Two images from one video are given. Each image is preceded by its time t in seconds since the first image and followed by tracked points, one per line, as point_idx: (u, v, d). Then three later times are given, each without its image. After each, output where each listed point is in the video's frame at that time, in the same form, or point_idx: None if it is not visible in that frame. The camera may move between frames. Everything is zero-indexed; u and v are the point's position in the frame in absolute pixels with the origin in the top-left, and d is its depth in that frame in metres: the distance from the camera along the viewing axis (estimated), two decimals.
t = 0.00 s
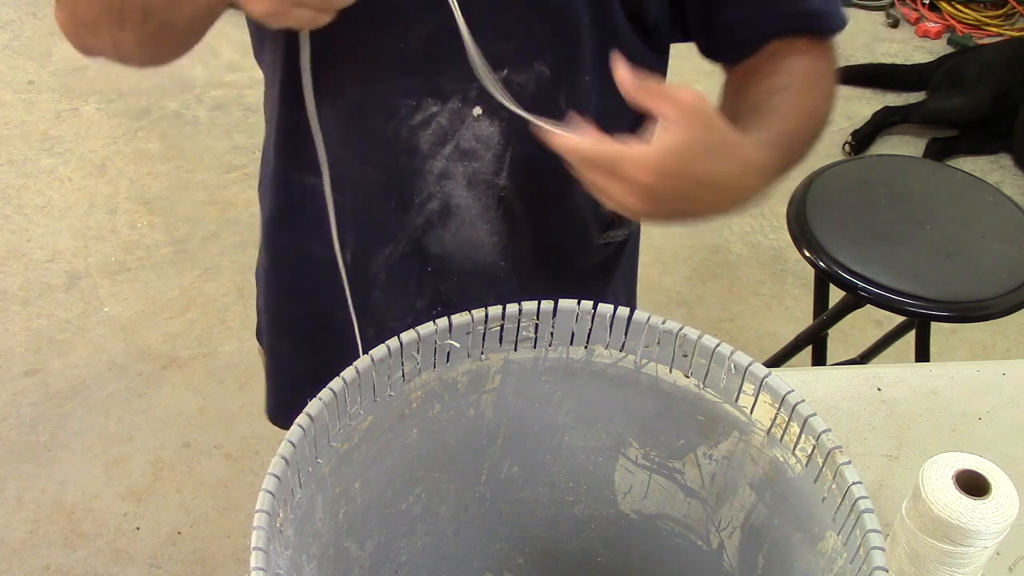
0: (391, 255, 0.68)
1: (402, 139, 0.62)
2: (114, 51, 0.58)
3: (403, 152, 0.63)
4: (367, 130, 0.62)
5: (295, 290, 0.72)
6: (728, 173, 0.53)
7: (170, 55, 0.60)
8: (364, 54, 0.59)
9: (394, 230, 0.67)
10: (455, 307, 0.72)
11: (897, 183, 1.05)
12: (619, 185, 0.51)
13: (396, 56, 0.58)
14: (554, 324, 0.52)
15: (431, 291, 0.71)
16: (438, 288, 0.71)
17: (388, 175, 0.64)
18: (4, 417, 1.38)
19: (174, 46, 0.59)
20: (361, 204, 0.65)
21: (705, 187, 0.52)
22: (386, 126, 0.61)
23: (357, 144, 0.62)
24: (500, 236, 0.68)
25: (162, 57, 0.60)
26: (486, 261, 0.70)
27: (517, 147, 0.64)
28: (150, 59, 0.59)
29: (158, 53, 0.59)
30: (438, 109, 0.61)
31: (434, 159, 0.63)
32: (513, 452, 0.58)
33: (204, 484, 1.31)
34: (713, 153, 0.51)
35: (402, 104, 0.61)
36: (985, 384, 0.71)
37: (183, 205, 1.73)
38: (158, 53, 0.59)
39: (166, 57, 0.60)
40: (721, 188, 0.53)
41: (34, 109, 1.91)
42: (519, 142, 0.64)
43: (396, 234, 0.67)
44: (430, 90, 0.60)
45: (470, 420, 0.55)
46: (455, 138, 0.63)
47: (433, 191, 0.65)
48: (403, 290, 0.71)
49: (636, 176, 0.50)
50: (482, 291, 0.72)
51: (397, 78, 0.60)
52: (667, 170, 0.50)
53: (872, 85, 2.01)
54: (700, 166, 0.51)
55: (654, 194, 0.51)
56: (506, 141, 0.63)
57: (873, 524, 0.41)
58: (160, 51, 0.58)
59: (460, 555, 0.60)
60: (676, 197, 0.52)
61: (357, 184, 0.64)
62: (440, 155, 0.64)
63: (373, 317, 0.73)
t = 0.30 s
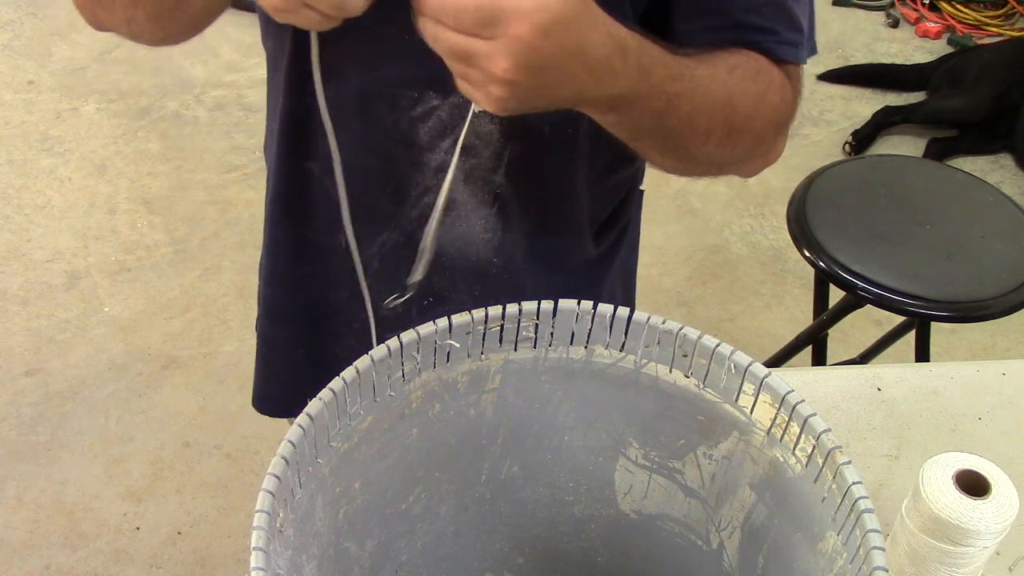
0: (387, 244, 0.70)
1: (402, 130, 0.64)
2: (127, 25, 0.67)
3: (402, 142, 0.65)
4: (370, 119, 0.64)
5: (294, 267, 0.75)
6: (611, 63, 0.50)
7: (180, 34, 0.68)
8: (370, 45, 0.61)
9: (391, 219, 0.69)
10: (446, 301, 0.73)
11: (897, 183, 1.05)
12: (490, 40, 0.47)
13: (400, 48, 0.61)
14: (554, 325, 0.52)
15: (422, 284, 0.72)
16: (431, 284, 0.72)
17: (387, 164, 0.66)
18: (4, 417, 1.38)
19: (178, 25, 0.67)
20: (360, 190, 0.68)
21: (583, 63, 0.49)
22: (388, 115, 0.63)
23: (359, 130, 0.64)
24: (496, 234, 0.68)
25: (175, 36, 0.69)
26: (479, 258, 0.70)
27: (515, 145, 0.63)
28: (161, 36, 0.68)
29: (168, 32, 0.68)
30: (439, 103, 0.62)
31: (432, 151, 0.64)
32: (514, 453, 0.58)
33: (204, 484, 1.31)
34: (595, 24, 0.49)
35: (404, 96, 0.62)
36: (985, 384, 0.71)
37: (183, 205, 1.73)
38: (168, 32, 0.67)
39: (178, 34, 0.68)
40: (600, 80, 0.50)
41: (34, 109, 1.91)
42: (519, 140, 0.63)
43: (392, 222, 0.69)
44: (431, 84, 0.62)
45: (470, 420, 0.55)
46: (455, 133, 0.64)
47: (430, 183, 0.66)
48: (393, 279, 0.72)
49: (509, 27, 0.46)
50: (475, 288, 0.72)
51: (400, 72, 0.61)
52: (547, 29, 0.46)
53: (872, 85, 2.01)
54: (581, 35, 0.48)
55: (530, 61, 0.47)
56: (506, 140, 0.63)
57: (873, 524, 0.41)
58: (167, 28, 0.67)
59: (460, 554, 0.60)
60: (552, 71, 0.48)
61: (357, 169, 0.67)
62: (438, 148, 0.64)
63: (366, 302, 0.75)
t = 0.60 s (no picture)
0: (387, 244, 0.70)
1: (401, 130, 0.64)
2: (131, 30, 0.68)
3: (402, 144, 0.65)
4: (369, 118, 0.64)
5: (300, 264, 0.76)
6: (593, 46, 0.51)
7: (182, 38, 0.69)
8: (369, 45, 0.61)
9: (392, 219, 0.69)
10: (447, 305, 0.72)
11: (897, 183, 1.05)
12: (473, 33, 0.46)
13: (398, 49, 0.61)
14: (554, 325, 0.52)
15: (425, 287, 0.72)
16: (432, 286, 0.72)
17: (387, 164, 0.66)
18: (4, 417, 1.38)
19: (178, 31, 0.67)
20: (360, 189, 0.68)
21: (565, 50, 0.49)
22: (388, 115, 0.64)
23: (359, 129, 0.65)
24: (498, 236, 0.68)
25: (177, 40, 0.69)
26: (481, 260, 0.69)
27: (516, 146, 0.63)
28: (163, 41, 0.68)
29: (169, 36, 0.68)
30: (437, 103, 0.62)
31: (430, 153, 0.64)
32: (514, 453, 0.58)
33: (204, 484, 1.31)
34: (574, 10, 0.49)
35: (403, 96, 0.62)
36: (984, 384, 0.71)
37: (183, 205, 1.73)
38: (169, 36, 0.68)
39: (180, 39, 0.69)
40: (584, 66, 0.51)
41: (34, 109, 1.91)
42: (520, 141, 0.63)
43: (393, 224, 0.69)
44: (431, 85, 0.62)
45: (470, 420, 0.55)
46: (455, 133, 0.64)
47: (430, 184, 0.66)
48: (395, 280, 0.72)
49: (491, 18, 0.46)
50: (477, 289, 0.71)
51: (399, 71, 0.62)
52: (526, 15, 0.46)
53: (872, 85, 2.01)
54: (560, 20, 0.48)
55: (514, 49, 0.47)
56: (507, 140, 0.63)
57: (872, 524, 0.41)
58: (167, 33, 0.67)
59: (460, 554, 0.60)
60: (537, 59, 0.48)
61: (356, 169, 0.67)
62: (438, 149, 0.64)
63: (368, 303, 0.75)
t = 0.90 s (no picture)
0: (391, 250, 0.70)
1: (404, 136, 0.64)
2: (146, 54, 0.69)
3: (406, 152, 0.65)
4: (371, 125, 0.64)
5: (301, 272, 0.76)
6: (597, 65, 0.49)
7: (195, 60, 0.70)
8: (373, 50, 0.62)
9: (397, 225, 0.69)
10: (453, 311, 0.73)
11: (897, 183, 1.05)
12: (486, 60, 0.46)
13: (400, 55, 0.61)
14: (554, 325, 0.52)
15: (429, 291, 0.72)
16: (436, 290, 0.72)
17: (389, 170, 0.66)
18: (4, 417, 1.38)
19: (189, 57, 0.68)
20: (362, 195, 0.68)
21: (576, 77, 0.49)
22: (390, 122, 0.64)
23: (360, 135, 0.65)
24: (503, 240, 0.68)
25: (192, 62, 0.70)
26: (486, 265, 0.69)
27: (521, 151, 0.63)
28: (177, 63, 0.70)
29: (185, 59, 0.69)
30: (440, 108, 0.63)
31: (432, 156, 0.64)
32: (514, 453, 0.58)
33: (204, 484, 1.31)
34: (587, 35, 0.48)
35: (407, 102, 0.63)
36: (984, 384, 0.71)
37: (183, 205, 1.73)
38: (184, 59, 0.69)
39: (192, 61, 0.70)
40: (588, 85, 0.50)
41: (34, 109, 1.91)
42: (525, 146, 0.63)
43: (398, 232, 0.69)
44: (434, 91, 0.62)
45: (470, 420, 0.55)
46: (457, 138, 0.64)
47: (435, 191, 0.66)
48: (399, 288, 0.73)
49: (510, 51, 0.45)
50: (483, 293, 0.71)
51: (401, 72, 0.62)
52: (550, 47, 0.45)
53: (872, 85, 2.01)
54: (576, 48, 0.47)
55: (528, 80, 0.46)
56: (512, 144, 0.63)
57: (873, 524, 0.41)
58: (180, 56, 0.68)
59: (460, 554, 0.60)
60: (546, 86, 0.48)
61: (358, 174, 0.67)
62: (443, 155, 0.65)
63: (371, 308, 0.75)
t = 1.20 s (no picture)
0: (392, 254, 0.70)
1: (404, 140, 0.64)
2: (134, 50, 0.68)
3: (406, 156, 0.65)
4: (371, 128, 0.64)
5: (301, 275, 0.76)
6: (590, 79, 0.50)
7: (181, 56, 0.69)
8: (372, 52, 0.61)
9: (397, 229, 0.69)
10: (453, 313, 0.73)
11: (898, 183, 1.05)
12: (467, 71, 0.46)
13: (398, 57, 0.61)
14: (554, 325, 0.52)
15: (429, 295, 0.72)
16: (435, 293, 0.72)
17: (389, 174, 0.66)
18: (4, 417, 1.38)
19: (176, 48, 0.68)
20: (361, 198, 0.68)
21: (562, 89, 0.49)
22: (390, 126, 0.64)
23: (360, 139, 0.65)
24: (503, 243, 0.68)
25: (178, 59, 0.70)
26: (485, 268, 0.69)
27: (522, 155, 0.64)
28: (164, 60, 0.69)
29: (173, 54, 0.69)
30: (439, 112, 0.63)
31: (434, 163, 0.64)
32: (514, 453, 0.58)
33: (204, 484, 1.31)
34: (579, 47, 0.48)
35: (407, 106, 0.63)
36: (984, 383, 0.71)
37: (183, 205, 1.73)
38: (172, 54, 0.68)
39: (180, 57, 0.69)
40: (578, 98, 0.51)
41: (34, 109, 1.91)
42: (525, 149, 0.63)
43: (398, 236, 0.69)
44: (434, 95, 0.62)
45: (470, 420, 0.55)
46: (457, 142, 0.64)
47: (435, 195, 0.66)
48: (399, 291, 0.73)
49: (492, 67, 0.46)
50: (482, 296, 0.71)
51: (400, 74, 0.62)
52: (532, 61, 0.46)
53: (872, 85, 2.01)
54: (563, 60, 0.48)
55: (509, 92, 0.47)
56: (512, 148, 0.63)
57: (872, 524, 0.41)
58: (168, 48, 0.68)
59: (460, 554, 0.60)
60: (530, 98, 0.48)
61: (358, 178, 0.67)
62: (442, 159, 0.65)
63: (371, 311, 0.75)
